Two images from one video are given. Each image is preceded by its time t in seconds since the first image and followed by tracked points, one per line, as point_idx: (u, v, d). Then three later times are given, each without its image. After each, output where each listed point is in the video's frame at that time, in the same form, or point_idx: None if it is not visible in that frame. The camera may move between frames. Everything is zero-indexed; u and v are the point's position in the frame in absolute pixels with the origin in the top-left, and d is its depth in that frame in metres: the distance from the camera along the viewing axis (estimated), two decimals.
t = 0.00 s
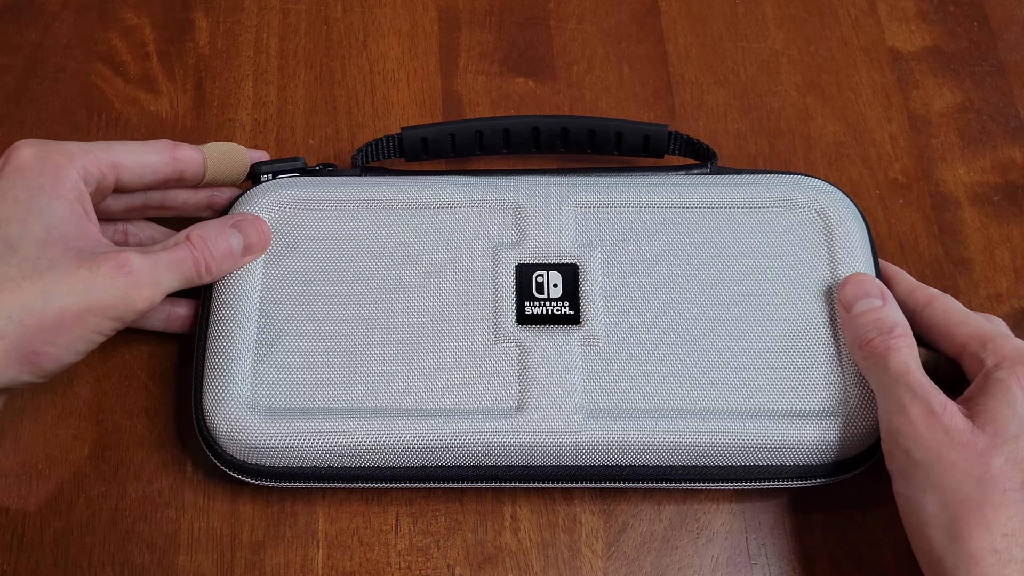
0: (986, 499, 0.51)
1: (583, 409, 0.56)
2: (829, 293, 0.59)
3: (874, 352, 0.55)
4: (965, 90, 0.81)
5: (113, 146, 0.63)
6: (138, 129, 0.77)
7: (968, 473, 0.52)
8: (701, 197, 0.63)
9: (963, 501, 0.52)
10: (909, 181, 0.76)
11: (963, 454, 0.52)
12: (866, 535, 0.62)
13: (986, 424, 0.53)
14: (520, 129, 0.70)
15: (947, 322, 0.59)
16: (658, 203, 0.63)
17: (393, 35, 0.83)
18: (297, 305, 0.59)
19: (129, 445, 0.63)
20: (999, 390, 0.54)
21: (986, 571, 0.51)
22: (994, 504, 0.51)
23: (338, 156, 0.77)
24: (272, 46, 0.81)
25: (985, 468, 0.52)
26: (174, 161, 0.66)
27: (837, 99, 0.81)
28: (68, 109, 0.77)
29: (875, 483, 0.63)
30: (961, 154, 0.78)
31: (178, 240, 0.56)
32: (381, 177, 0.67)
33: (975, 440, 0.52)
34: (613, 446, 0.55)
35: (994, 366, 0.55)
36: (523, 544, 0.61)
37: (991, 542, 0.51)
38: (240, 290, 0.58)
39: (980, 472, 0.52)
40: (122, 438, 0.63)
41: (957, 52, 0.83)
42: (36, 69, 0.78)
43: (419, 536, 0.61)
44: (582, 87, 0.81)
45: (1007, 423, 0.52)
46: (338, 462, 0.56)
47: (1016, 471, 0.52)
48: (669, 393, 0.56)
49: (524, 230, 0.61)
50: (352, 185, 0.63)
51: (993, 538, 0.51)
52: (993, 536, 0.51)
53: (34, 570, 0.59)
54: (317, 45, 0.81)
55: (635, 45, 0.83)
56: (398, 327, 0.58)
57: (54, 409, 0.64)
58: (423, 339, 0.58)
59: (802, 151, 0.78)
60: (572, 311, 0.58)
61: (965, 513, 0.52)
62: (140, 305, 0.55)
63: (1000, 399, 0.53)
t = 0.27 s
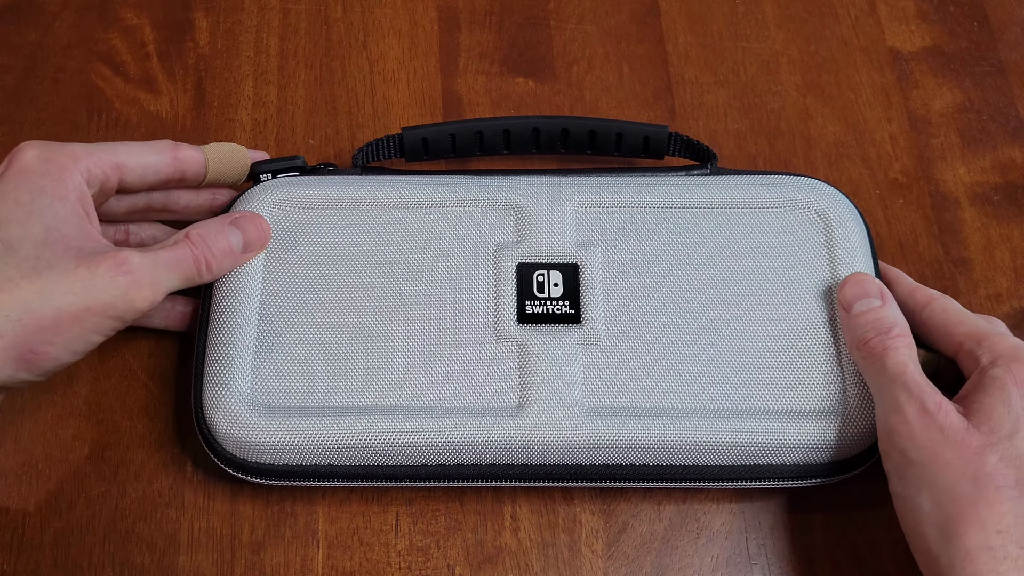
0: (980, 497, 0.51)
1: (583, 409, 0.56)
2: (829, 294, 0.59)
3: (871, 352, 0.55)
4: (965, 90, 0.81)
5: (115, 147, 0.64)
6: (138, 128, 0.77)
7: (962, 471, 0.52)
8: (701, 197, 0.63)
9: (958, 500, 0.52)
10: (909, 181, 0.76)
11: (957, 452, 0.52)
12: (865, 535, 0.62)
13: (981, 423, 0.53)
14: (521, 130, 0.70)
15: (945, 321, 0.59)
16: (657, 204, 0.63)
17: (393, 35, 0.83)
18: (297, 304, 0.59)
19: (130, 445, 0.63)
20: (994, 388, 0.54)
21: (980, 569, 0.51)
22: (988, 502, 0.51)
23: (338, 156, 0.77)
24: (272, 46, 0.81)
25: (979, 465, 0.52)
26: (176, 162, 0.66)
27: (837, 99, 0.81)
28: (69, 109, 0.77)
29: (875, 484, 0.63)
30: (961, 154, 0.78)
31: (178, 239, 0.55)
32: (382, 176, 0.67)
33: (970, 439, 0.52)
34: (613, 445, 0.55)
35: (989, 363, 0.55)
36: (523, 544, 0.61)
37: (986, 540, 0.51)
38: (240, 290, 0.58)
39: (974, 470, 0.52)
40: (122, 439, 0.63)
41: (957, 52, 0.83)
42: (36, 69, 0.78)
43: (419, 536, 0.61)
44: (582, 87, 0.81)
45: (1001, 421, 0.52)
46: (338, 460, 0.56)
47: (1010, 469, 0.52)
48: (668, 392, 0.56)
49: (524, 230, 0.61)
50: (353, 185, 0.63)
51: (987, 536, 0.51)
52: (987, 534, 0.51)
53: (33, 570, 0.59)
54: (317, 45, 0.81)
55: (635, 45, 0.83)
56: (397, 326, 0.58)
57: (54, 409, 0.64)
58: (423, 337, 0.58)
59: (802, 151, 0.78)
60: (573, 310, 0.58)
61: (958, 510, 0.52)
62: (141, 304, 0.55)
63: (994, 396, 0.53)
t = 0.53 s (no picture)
0: (973, 498, 0.51)
1: (583, 409, 0.56)
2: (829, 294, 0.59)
3: (867, 353, 0.55)
4: (965, 90, 0.81)
5: (120, 141, 0.64)
6: (138, 128, 0.77)
7: (956, 472, 0.52)
8: (700, 197, 0.63)
9: (952, 500, 0.52)
10: (909, 181, 0.76)
11: (951, 453, 0.52)
12: (865, 535, 0.62)
13: (975, 424, 0.53)
14: (521, 130, 0.70)
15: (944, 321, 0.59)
16: (657, 204, 0.63)
17: (393, 35, 0.83)
18: (297, 304, 0.59)
19: (130, 445, 0.63)
20: (990, 389, 0.54)
21: (974, 570, 0.51)
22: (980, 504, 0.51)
23: (338, 156, 0.76)
24: (272, 46, 0.81)
25: (973, 466, 0.52)
26: (180, 157, 0.66)
27: (837, 99, 0.81)
28: (68, 109, 0.77)
29: (875, 484, 0.63)
30: (961, 154, 0.78)
31: (180, 230, 0.56)
32: (382, 176, 0.67)
33: (964, 440, 0.52)
34: (613, 445, 0.55)
35: (985, 364, 0.55)
36: (523, 544, 0.61)
37: (979, 541, 0.51)
38: (240, 290, 0.58)
39: (967, 471, 0.52)
40: (122, 439, 0.63)
41: (957, 52, 0.83)
42: (36, 69, 0.78)
43: (419, 536, 0.61)
44: (582, 87, 0.81)
45: (995, 423, 0.52)
46: (337, 460, 0.56)
47: (1004, 470, 0.52)
48: (668, 392, 0.56)
49: (524, 230, 0.61)
50: (354, 185, 0.63)
51: (980, 537, 0.51)
52: (981, 535, 0.51)
53: (34, 570, 0.59)
54: (317, 45, 0.82)
55: (635, 45, 0.83)
56: (397, 326, 0.58)
57: (54, 409, 0.64)
58: (423, 337, 0.58)
59: (802, 151, 0.78)
60: (573, 310, 0.58)
61: (951, 512, 0.52)
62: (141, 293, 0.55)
63: (990, 398, 0.53)
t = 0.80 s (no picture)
0: (974, 495, 0.51)
1: (582, 409, 0.56)
2: (829, 294, 0.59)
3: (869, 351, 0.55)
4: (965, 90, 0.81)
5: (129, 136, 0.64)
6: (138, 128, 0.77)
7: (957, 469, 0.52)
8: (700, 197, 0.63)
9: (952, 498, 0.52)
10: (909, 181, 0.76)
11: (952, 450, 0.52)
12: (865, 535, 0.62)
13: (977, 421, 0.53)
14: (521, 130, 0.70)
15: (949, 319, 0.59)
16: (657, 203, 0.63)
17: (393, 35, 0.83)
18: (297, 304, 0.59)
19: (130, 445, 0.63)
20: (993, 386, 0.54)
21: (975, 568, 0.51)
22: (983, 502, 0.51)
23: (338, 156, 0.77)
24: (272, 46, 0.81)
25: (974, 464, 0.52)
26: (186, 155, 0.66)
27: (838, 99, 0.81)
28: (69, 109, 0.77)
29: (875, 484, 0.63)
30: (961, 154, 0.78)
31: (180, 216, 0.56)
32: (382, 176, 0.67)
33: (965, 437, 0.52)
34: (612, 445, 0.55)
35: (988, 361, 0.55)
36: (523, 544, 0.61)
37: (980, 539, 0.51)
38: (240, 290, 0.58)
39: (969, 468, 0.52)
40: (122, 439, 0.63)
41: (957, 52, 0.83)
42: (36, 69, 0.79)
43: (419, 536, 0.61)
44: (582, 86, 0.81)
45: (997, 420, 0.53)
46: (337, 460, 0.56)
47: (1006, 468, 0.52)
48: (668, 392, 0.56)
49: (524, 230, 0.61)
50: (354, 185, 0.63)
51: (981, 535, 0.51)
52: (982, 532, 0.51)
53: (34, 570, 0.59)
54: (317, 45, 0.82)
55: (635, 45, 0.83)
56: (397, 325, 0.58)
57: (54, 409, 0.64)
58: (422, 337, 0.58)
59: (802, 151, 0.78)
60: (573, 310, 0.58)
61: (953, 510, 0.52)
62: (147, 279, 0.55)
63: (992, 396, 0.53)
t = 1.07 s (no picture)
0: (990, 507, 0.51)
1: (582, 409, 0.56)
2: (828, 295, 0.59)
3: (886, 357, 0.54)
4: (965, 90, 0.81)
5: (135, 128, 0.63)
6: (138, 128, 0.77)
7: (974, 481, 0.52)
8: (700, 197, 0.63)
9: (968, 509, 0.52)
10: (909, 181, 0.76)
11: (969, 461, 0.52)
12: (865, 535, 0.62)
13: (995, 434, 0.53)
14: (521, 130, 0.70)
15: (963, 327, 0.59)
16: (657, 204, 0.63)
17: (393, 35, 0.83)
18: (297, 304, 0.59)
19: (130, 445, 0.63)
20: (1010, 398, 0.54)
21: None
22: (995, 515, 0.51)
23: (338, 156, 0.76)
24: (272, 46, 0.81)
25: (991, 475, 0.52)
26: (190, 150, 0.66)
27: (838, 99, 0.81)
28: (68, 109, 0.77)
29: (875, 484, 0.63)
30: (961, 154, 0.78)
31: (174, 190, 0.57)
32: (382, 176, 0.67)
33: (983, 448, 0.52)
34: (612, 445, 0.55)
35: (1006, 371, 0.55)
36: (523, 544, 0.61)
37: (996, 551, 0.51)
38: (240, 290, 0.58)
39: (987, 480, 0.51)
40: (122, 439, 0.63)
41: (957, 53, 0.83)
42: (36, 69, 0.79)
43: (419, 536, 0.61)
44: (582, 86, 0.81)
45: (1015, 432, 0.52)
46: (337, 460, 0.56)
47: None
48: (667, 391, 0.56)
49: (524, 230, 0.61)
50: (353, 185, 0.63)
51: (998, 547, 0.51)
52: (998, 545, 0.51)
53: (34, 570, 0.59)
54: (317, 45, 0.82)
55: (635, 45, 0.83)
56: (397, 325, 0.58)
57: (54, 409, 0.64)
58: (422, 337, 0.58)
59: (802, 151, 0.78)
60: (573, 310, 0.58)
61: (968, 521, 0.51)
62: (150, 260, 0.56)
63: (1009, 407, 0.53)
